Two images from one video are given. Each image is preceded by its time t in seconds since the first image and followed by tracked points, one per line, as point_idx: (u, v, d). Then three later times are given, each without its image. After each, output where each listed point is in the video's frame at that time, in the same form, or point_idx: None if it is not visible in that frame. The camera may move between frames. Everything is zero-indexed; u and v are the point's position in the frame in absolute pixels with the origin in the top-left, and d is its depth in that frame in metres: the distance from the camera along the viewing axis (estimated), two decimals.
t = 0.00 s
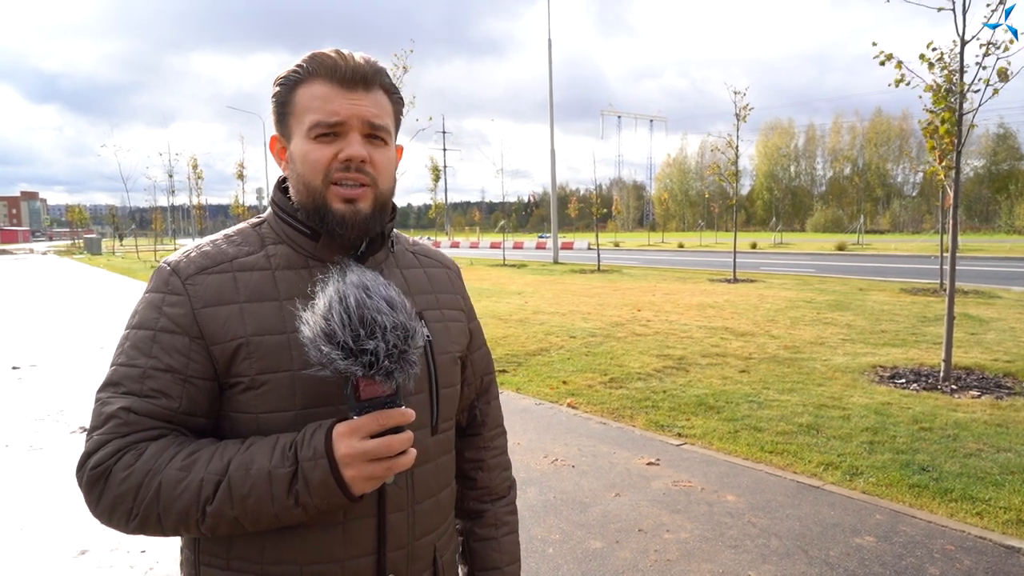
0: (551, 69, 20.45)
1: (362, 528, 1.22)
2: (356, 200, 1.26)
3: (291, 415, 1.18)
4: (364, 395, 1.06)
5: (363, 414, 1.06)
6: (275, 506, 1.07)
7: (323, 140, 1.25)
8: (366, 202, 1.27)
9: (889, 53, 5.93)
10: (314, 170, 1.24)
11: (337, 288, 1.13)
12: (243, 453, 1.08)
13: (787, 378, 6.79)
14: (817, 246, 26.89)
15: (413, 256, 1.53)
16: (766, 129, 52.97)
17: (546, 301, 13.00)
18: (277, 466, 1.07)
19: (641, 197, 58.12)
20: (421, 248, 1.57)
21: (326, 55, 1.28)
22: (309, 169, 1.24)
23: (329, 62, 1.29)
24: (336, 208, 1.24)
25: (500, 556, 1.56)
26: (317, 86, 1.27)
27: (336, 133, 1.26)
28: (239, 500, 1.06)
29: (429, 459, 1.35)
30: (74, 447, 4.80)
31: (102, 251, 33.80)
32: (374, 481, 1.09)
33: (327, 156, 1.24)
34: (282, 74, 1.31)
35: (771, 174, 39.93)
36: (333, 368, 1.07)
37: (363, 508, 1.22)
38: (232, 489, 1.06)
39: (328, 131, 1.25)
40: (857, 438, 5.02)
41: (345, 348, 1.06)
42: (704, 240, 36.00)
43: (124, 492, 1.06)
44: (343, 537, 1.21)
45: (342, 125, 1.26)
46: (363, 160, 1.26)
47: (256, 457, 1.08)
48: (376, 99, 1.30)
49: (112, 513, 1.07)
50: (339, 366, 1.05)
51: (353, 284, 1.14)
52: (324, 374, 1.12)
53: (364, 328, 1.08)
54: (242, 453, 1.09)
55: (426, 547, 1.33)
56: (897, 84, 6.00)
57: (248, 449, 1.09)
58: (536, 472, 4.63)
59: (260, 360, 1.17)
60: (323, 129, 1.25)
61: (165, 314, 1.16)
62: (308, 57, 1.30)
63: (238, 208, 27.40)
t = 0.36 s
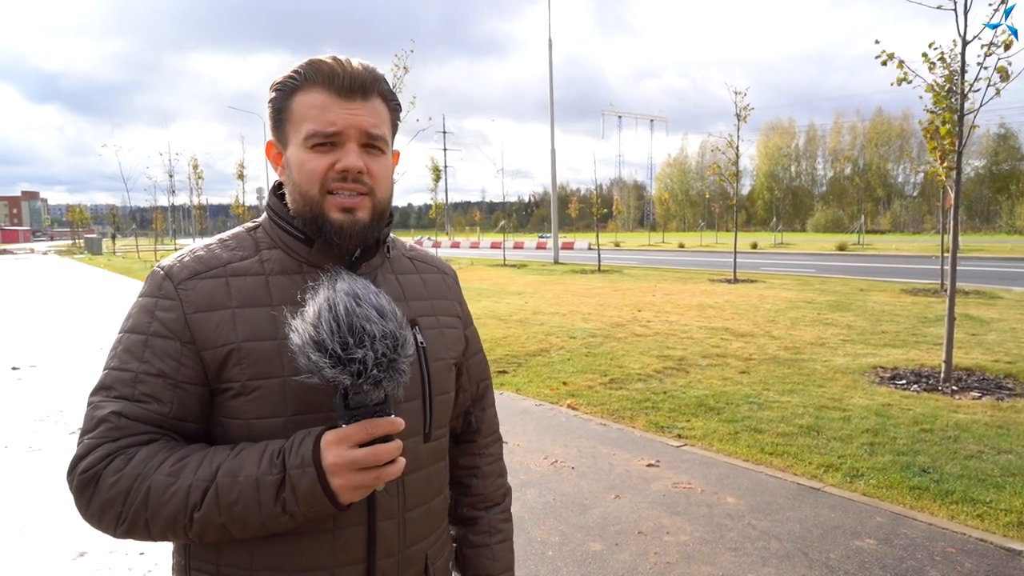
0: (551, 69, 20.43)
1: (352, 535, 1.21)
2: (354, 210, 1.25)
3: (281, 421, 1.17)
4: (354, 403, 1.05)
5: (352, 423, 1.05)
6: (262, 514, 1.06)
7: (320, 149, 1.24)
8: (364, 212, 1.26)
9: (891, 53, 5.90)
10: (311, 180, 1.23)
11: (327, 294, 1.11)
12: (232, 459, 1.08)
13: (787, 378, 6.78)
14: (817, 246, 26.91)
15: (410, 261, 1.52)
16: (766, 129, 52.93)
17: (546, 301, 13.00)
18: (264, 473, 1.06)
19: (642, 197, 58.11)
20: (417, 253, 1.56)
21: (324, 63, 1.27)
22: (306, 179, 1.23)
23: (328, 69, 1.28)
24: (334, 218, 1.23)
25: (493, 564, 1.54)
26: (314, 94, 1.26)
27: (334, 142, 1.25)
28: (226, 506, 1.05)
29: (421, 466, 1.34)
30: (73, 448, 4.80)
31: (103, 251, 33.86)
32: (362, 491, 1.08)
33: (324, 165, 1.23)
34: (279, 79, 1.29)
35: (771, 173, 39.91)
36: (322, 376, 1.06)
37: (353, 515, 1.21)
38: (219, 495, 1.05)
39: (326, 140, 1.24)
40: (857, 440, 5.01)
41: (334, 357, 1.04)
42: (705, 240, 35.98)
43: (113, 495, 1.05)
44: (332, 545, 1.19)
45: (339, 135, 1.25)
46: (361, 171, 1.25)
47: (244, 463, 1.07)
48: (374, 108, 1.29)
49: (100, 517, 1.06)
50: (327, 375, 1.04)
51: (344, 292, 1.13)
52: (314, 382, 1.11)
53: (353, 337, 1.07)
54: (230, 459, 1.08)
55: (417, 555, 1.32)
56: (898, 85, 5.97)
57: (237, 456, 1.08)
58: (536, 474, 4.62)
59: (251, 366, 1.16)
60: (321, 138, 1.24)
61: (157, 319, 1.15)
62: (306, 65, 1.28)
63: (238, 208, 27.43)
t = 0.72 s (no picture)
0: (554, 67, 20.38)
1: (334, 535, 1.19)
2: (341, 205, 1.23)
3: (262, 420, 1.15)
4: (335, 400, 1.03)
5: (333, 421, 1.03)
6: (240, 514, 1.04)
7: (306, 144, 1.22)
8: (351, 207, 1.24)
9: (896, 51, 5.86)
10: (298, 175, 1.21)
11: (307, 291, 1.10)
12: (210, 458, 1.06)
13: (791, 378, 6.74)
14: (822, 246, 26.83)
15: (398, 258, 1.50)
16: (770, 128, 52.72)
17: (549, 300, 12.96)
18: (242, 472, 1.04)
19: (645, 197, 58.00)
20: (405, 250, 1.54)
21: (310, 55, 1.25)
22: (292, 174, 1.22)
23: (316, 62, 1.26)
24: (321, 213, 1.21)
25: (481, 565, 1.53)
26: (300, 87, 1.24)
27: (321, 137, 1.23)
28: (203, 506, 1.03)
29: (407, 465, 1.32)
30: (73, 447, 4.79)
31: (107, 250, 33.94)
32: (343, 490, 1.06)
33: (311, 160, 1.21)
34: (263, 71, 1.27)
35: (776, 172, 39.76)
36: (303, 373, 1.04)
37: (335, 515, 1.19)
38: (197, 495, 1.03)
39: (312, 135, 1.22)
40: (861, 440, 4.98)
41: (314, 353, 1.03)
42: (708, 239, 35.85)
43: (90, 495, 1.04)
44: (313, 545, 1.18)
45: (326, 129, 1.23)
46: (348, 167, 1.23)
47: (223, 462, 1.05)
48: (361, 102, 1.27)
49: (77, 516, 1.04)
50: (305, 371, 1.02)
51: (325, 287, 1.11)
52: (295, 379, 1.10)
53: (334, 333, 1.05)
54: (209, 457, 1.06)
55: (402, 556, 1.30)
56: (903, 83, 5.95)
57: (215, 455, 1.06)
58: (537, 473, 4.59)
59: (233, 363, 1.14)
60: (308, 133, 1.22)
61: (137, 315, 1.13)
62: (292, 57, 1.26)
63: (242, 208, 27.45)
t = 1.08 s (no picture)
0: (564, 68, 20.36)
1: (329, 538, 1.19)
2: (339, 208, 1.23)
3: (256, 423, 1.15)
4: (326, 405, 1.02)
5: (323, 425, 1.03)
6: (233, 519, 1.04)
7: (303, 147, 1.22)
8: (349, 210, 1.24)
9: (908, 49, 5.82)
10: (295, 178, 1.21)
11: (296, 294, 1.09)
12: (202, 463, 1.06)
13: (800, 380, 6.70)
14: (832, 246, 26.66)
15: (394, 258, 1.49)
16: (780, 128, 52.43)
17: (558, 301, 12.94)
18: (234, 477, 1.04)
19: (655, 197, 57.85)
20: (401, 249, 1.53)
21: (302, 57, 1.24)
22: (289, 177, 1.21)
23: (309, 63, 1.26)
24: (320, 217, 1.21)
25: (484, 565, 1.51)
26: (294, 89, 1.23)
27: (317, 140, 1.22)
28: (196, 511, 1.03)
29: (403, 467, 1.31)
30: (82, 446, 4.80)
31: (119, 250, 34.18)
32: (335, 495, 1.05)
33: (308, 164, 1.21)
34: (254, 73, 1.26)
35: (786, 173, 39.54)
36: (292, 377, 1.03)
37: (331, 516, 1.19)
38: (189, 500, 1.03)
39: (309, 138, 1.22)
40: (872, 443, 4.93)
41: (302, 358, 1.02)
42: (718, 240, 35.68)
43: (83, 502, 1.04)
44: (309, 548, 1.17)
45: (322, 132, 1.22)
46: (346, 169, 1.23)
47: (214, 468, 1.05)
48: (355, 104, 1.27)
49: (71, 523, 1.05)
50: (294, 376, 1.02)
51: (315, 290, 1.10)
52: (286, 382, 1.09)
53: (323, 337, 1.04)
54: (201, 463, 1.06)
55: (398, 558, 1.29)
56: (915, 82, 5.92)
57: (207, 459, 1.06)
58: (544, 475, 4.58)
59: (225, 367, 1.14)
60: (304, 136, 1.21)
61: (129, 320, 1.13)
62: (284, 60, 1.26)
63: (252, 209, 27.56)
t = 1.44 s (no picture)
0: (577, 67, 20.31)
1: (342, 532, 1.18)
2: (371, 205, 1.28)
3: (266, 419, 1.16)
4: (351, 400, 1.03)
5: (350, 420, 1.04)
6: (256, 516, 1.04)
7: (344, 149, 1.23)
8: (377, 206, 1.30)
9: (925, 46, 5.78)
10: (340, 178, 1.22)
11: (321, 289, 1.08)
12: (219, 462, 1.05)
13: (814, 380, 6.63)
14: (848, 246, 26.46)
15: (379, 251, 1.48)
16: (796, 127, 51.97)
17: (570, 300, 12.90)
18: (256, 475, 1.04)
19: (668, 197, 57.59)
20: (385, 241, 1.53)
21: (332, 56, 1.25)
22: (333, 177, 1.22)
23: (331, 61, 1.26)
24: (360, 213, 1.26)
25: (513, 530, 1.50)
26: (331, 89, 1.23)
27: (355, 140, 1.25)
28: (217, 511, 1.03)
29: (407, 458, 1.32)
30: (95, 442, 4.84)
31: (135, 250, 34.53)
32: (361, 488, 1.07)
33: (351, 164, 1.23)
34: (276, 67, 1.22)
35: (802, 172, 39.18)
36: (318, 372, 1.03)
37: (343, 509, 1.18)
38: (208, 500, 1.03)
39: (351, 139, 1.23)
40: (887, 444, 4.87)
41: (333, 354, 1.01)
42: (732, 240, 35.43)
43: (90, 507, 1.02)
44: (323, 541, 1.16)
45: (361, 133, 1.26)
46: (381, 168, 1.29)
47: (235, 467, 1.05)
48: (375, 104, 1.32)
49: (76, 531, 1.02)
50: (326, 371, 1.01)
51: (338, 286, 1.09)
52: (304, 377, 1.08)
53: (349, 332, 1.03)
54: (218, 462, 1.06)
55: (405, 547, 1.29)
56: (932, 79, 5.87)
57: (225, 458, 1.06)
58: (554, 475, 4.56)
59: (232, 364, 1.14)
60: (346, 137, 1.23)
61: (126, 319, 1.11)
62: (309, 56, 1.24)
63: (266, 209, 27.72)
